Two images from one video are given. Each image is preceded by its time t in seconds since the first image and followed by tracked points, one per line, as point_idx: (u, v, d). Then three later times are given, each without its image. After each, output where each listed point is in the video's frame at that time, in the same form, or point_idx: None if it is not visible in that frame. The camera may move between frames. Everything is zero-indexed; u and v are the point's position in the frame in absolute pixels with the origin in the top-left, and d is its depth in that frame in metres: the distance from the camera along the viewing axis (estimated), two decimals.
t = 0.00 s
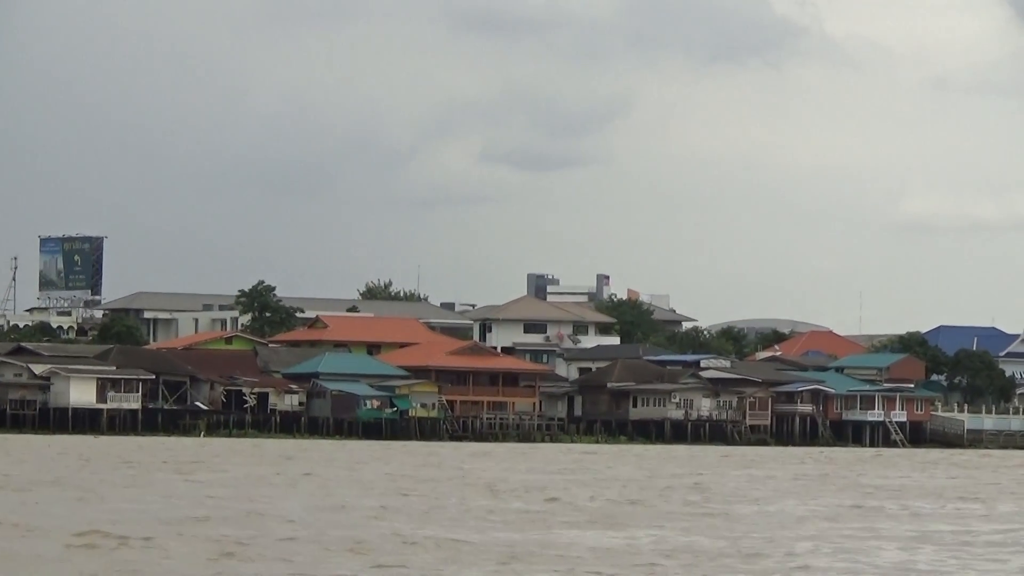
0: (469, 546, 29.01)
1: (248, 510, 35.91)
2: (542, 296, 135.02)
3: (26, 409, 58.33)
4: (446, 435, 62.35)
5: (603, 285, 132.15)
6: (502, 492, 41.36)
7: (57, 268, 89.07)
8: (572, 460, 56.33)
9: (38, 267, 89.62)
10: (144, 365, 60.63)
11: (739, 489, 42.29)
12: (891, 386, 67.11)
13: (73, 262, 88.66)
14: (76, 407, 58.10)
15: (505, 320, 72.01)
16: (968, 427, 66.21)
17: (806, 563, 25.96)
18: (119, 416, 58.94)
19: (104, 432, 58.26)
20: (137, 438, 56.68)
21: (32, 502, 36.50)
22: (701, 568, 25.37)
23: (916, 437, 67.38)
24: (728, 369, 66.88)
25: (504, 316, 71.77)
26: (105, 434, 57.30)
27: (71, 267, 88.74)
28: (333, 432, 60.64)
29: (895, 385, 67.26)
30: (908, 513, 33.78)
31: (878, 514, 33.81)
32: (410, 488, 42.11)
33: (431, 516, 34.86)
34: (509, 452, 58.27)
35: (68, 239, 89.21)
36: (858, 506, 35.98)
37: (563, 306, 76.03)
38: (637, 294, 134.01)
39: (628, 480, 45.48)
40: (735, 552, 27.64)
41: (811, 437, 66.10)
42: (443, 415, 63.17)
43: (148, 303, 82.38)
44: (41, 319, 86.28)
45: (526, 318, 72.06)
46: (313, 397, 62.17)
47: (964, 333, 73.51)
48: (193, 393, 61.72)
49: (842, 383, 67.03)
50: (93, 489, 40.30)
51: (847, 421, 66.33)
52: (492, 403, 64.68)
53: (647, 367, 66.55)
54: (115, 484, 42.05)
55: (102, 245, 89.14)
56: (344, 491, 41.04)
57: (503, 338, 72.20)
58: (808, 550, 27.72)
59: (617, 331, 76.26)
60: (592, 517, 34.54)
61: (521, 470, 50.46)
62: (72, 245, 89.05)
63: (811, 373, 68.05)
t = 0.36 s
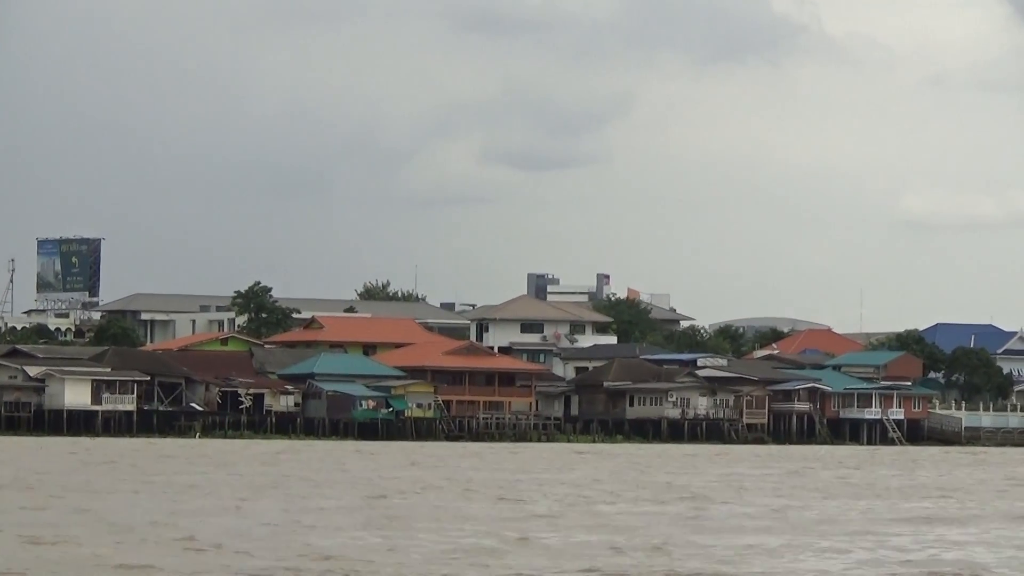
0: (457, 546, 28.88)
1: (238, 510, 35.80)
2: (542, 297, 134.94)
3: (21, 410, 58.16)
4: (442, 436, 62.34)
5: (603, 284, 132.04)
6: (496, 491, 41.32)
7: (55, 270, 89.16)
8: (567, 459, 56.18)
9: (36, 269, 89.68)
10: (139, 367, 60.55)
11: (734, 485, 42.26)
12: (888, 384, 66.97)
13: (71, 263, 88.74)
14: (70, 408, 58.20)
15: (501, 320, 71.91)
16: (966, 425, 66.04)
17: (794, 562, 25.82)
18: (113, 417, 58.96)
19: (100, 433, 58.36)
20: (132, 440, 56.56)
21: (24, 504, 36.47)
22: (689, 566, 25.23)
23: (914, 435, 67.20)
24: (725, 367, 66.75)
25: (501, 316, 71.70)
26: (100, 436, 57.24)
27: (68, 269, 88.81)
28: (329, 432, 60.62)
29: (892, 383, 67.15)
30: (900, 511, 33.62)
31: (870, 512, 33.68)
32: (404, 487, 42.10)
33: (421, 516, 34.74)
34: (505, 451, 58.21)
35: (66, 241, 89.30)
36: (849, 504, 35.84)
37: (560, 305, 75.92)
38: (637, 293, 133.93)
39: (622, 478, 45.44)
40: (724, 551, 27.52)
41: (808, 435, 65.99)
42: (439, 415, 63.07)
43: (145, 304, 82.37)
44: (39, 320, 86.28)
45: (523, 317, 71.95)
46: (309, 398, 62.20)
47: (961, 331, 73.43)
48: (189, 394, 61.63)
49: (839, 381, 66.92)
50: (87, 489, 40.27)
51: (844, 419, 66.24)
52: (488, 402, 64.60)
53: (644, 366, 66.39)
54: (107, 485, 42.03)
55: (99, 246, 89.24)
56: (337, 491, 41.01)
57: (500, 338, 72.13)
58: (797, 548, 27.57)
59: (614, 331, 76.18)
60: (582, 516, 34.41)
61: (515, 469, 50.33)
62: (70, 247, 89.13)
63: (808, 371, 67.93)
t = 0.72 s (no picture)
0: (446, 544, 28.74)
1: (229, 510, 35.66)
2: (542, 296, 134.82)
3: (15, 412, 58.02)
4: (439, 436, 62.27)
5: (603, 282, 131.92)
6: (488, 489, 41.20)
7: (53, 272, 89.22)
8: (564, 457, 56.02)
9: (33, 271, 89.73)
10: (135, 368, 60.45)
11: (727, 483, 42.16)
12: (886, 382, 66.78)
13: (68, 264, 88.77)
14: (65, 410, 58.07)
15: (498, 319, 71.74)
16: (963, 422, 66.01)
17: (785, 559, 25.65)
18: (108, 419, 59.04)
19: (94, 434, 58.43)
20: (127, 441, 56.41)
21: (13, 504, 36.36)
22: (678, 564, 25.07)
23: (912, 433, 67.14)
24: (722, 366, 66.56)
25: (497, 316, 71.53)
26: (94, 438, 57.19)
27: (66, 270, 88.85)
28: (325, 433, 60.55)
29: (890, 381, 66.98)
30: (890, 508, 33.50)
31: (862, 510, 33.49)
32: (396, 486, 41.99)
33: (413, 515, 34.60)
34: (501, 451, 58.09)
35: (63, 243, 89.40)
36: (842, 501, 35.68)
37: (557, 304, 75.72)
38: (639, 291, 133.78)
39: (616, 476, 45.32)
40: (713, 548, 27.36)
41: (805, 434, 65.93)
42: (435, 415, 62.82)
43: (142, 305, 82.30)
44: (37, 322, 86.27)
45: (520, 316, 71.77)
46: (305, 398, 62.09)
47: (958, 328, 73.23)
48: (184, 395, 61.48)
49: (837, 380, 66.71)
50: (77, 488, 40.17)
51: (842, 417, 66.10)
52: (485, 402, 64.35)
53: (641, 365, 66.29)
54: (97, 485, 41.94)
55: (97, 247, 89.30)
56: (329, 490, 40.90)
57: (498, 337, 71.98)
58: (787, 546, 27.43)
59: (611, 330, 76.01)
60: (573, 514, 34.24)
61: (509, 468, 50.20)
62: (67, 248, 89.23)
63: (805, 369, 67.73)
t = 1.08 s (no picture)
0: (434, 539, 28.62)
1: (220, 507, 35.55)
2: (545, 297, 134.61)
3: (11, 415, 57.75)
4: (436, 436, 62.00)
5: (606, 283, 131.63)
6: (482, 483, 41.06)
7: (52, 274, 89.17)
8: (562, 455, 55.89)
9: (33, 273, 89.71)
10: (131, 369, 60.40)
11: (722, 477, 41.99)
12: (885, 381, 66.60)
13: (68, 266, 88.73)
14: (61, 412, 57.97)
15: (497, 320, 71.43)
16: (963, 421, 65.89)
17: (774, 553, 25.51)
18: (105, 420, 58.96)
19: (91, 436, 58.31)
20: (123, 442, 56.29)
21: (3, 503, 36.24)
22: (666, 559, 24.94)
23: (912, 432, 66.98)
24: (721, 365, 66.43)
25: (497, 316, 71.22)
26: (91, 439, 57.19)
27: (66, 272, 88.78)
28: (322, 434, 60.52)
29: (888, 380, 66.78)
30: (881, 503, 33.36)
31: (854, 504, 33.35)
32: (389, 483, 41.88)
33: (404, 511, 34.49)
34: (498, 449, 57.94)
35: (63, 245, 89.39)
36: (835, 495, 35.54)
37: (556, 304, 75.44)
38: (641, 290, 133.57)
39: (611, 472, 45.13)
40: (700, 541, 27.28)
41: (805, 433, 65.77)
42: (432, 415, 62.80)
43: (141, 306, 82.21)
44: (37, 323, 86.23)
45: (519, 317, 71.59)
46: (302, 399, 62.03)
47: (958, 327, 73.03)
48: (181, 396, 61.43)
49: (835, 379, 66.61)
50: (69, 487, 40.05)
51: (841, 416, 66.03)
52: (483, 402, 64.14)
53: (639, 365, 66.19)
54: (90, 482, 41.83)
55: (97, 249, 89.27)
56: (321, 485, 40.77)
57: (496, 337, 71.73)
58: (777, 541, 27.29)
59: (610, 330, 75.83)
60: (564, 508, 34.11)
61: (505, 466, 50.07)
62: (67, 250, 89.20)
63: (803, 369, 67.57)
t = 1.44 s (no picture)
0: (421, 533, 28.49)
1: (210, 498, 35.43)
2: (547, 296, 134.32)
3: (7, 415, 57.66)
4: (433, 435, 62.00)
5: (608, 282, 131.34)
6: (474, 479, 40.92)
7: (52, 274, 89.11)
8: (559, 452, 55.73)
9: (32, 273, 89.64)
10: (127, 369, 60.27)
11: (715, 474, 41.84)
12: (884, 378, 66.44)
13: (67, 266, 88.62)
14: (57, 412, 57.91)
15: (494, 319, 71.13)
16: (962, 419, 65.82)
17: (763, 549, 25.36)
18: (101, 420, 58.88)
19: (87, 436, 58.19)
20: (120, 443, 56.16)
21: None
22: (652, 555, 24.80)
23: (911, 430, 66.89)
24: (719, 363, 66.32)
25: (494, 315, 70.99)
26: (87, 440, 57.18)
27: (65, 272, 88.70)
28: (319, 433, 60.53)
29: (888, 378, 66.62)
30: (871, 499, 33.21)
31: (847, 500, 33.18)
32: (382, 477, 41.75)
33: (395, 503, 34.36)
34: (495, 447, 57.82)
35: (62, 245, 89.32)
36: (828, 491, 35.39)
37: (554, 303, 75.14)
38: (643, 288, 133.26)
39: (605, 469, 44.97)
40: (686, 537, 27.14)
41: (803, 431, 65.66)
42: (430, 414, 62.47)
43: (140, 306, 82.13)
44: (36, 323, 86.18)
45: (517, 315, 71.30)
46: (299, 399, 61.79)
47: (957, 324, 72.84)
48: (177, 396, 61.20)
49: (835, 377, 66.42)
50: (59, 482, 39.95)
51: (839, 414, 65.95)
52: (480, 401, 63.87)
53: (637, 363, 66.03)
54: (81, 475, 41.72)
55: (96, 249, 89.18)
56: (313, 479, 40.67)
57: (494, 336, 71.44)
58: (766, 536, 27.15)
59: (609, 328, 75.57)
60: (555, 502, 33.97)
61: (500, 462, 49.96)
62: (66, 251, 89.12)
63: (802, 366, 67.40)
